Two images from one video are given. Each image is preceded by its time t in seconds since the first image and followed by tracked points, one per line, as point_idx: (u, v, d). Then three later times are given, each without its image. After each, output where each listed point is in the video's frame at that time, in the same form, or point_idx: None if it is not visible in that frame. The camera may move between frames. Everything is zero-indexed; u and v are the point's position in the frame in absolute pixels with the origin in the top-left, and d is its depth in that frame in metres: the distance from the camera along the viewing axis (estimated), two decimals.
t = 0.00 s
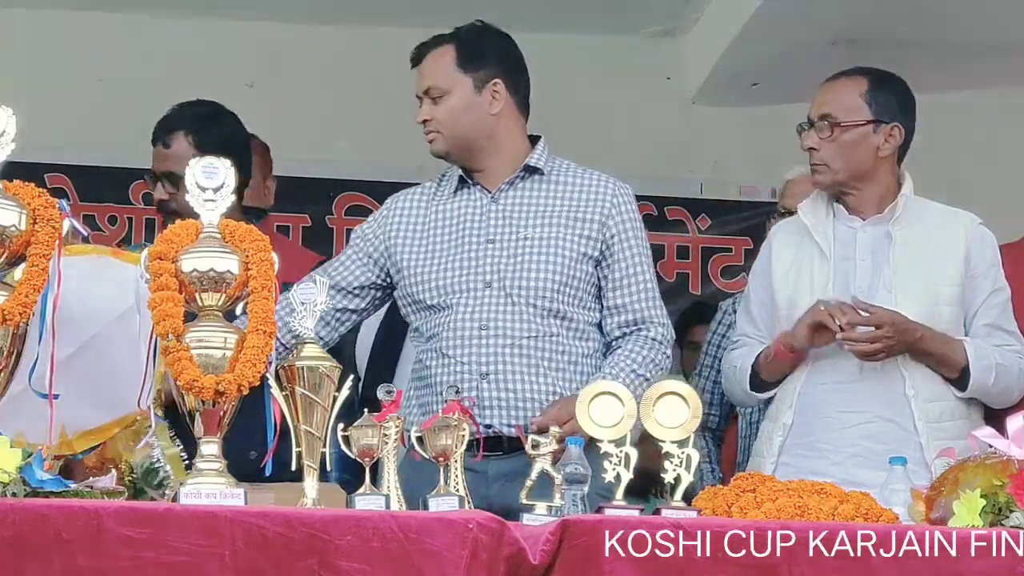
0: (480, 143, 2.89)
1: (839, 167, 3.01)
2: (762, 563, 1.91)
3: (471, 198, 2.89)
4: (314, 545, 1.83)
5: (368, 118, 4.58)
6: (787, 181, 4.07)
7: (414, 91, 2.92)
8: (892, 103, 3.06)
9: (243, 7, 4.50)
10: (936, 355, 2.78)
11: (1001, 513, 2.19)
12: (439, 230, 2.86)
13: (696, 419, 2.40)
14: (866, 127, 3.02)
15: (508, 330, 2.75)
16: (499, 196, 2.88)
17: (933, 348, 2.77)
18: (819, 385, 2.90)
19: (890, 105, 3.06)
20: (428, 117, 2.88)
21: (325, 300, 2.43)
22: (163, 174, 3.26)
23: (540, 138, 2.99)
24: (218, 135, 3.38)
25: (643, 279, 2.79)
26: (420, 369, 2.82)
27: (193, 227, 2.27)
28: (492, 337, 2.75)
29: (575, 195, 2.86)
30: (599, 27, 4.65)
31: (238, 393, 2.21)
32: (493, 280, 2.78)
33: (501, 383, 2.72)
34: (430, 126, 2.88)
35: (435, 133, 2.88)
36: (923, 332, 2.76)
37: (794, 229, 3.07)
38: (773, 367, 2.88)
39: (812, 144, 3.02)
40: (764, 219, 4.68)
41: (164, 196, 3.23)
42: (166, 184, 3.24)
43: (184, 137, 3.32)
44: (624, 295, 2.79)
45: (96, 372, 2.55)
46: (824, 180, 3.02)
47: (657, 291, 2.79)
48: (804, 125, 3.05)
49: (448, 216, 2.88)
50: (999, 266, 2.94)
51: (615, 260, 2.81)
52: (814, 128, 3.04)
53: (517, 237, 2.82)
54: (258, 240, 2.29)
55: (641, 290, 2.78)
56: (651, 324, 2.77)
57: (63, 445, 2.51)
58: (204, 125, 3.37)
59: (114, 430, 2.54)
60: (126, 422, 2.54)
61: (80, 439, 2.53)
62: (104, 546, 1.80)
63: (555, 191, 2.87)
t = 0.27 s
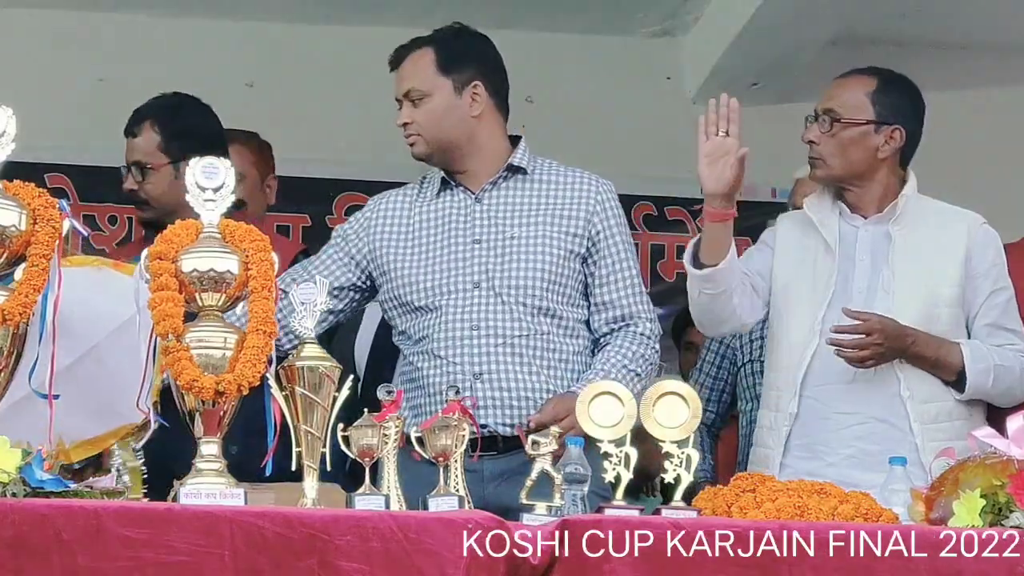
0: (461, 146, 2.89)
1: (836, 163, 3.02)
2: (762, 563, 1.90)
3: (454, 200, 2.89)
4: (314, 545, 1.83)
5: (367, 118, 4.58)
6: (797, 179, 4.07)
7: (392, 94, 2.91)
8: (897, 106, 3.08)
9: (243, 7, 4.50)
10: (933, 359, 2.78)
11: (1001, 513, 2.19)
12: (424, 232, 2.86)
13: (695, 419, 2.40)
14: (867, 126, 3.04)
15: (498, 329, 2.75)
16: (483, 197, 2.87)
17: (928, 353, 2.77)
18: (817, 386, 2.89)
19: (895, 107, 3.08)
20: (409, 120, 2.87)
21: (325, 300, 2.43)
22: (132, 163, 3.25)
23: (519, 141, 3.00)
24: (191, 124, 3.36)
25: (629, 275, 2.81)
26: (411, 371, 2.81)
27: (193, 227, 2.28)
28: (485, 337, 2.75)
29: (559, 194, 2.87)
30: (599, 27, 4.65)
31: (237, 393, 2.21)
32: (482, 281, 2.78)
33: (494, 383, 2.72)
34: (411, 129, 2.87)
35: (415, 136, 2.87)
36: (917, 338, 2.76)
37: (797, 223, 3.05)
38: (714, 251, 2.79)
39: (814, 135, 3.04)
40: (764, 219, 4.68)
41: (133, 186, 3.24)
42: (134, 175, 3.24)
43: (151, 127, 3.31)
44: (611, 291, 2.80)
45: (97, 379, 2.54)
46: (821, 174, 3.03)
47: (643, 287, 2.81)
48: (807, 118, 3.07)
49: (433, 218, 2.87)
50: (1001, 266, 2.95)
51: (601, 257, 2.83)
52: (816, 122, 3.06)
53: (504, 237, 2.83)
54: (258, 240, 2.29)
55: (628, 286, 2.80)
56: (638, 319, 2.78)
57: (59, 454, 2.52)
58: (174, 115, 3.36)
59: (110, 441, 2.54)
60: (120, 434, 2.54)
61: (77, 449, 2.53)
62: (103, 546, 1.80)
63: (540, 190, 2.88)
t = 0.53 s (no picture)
0: (452, 148, 2.89)
1: (849, 169, 3.01)
2: (762, 563, 1.90)
3: (447, 201, 2.89)
4: (315, 545, 1.84)
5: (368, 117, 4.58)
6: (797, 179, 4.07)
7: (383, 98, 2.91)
8: (902, 105, 3.07)
9: (243, 8, 4.49)
10: (934, 361, 2.79)
11: (1001, 513, 2.19)
12: (416, 234, 2.85)
13: (696, 418, 2.40)
14: (875, 128, 3.03)
15: (494, 331, 2.74)
16: (476, 198, 2.87)
17: (928, 355, 2.78)
18: (817, 385, 2.89)
19: (900, 106, 3.06)
20: (400, 123, 2.87)
21: (326, 300, 2.43)
22: (119, 163, 3.30)
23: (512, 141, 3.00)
24: (171, 116, 3.39)
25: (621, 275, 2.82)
26: (405, 373, 2.80)
27: (193, 227, 2.27)
28: (480, 338, 2.74)
29: (552, 195, 2.87)
30: (599, 27, 4.65)
31: (237, 393, 2.21)
32: (476, 282, 2.78)
33: (491, 384, 2.71)
34: (402, 131, 2.87)
35: (407, 139, 2.87)
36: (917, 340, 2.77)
37: (806, 220, 3.05)
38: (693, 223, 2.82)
39: (824, 144, 3.02)
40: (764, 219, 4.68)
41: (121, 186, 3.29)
42: (122, 174, 3.30)
43: (134, 122, 3.35)
44: (604, 292, 2.81)
45: (94, 380, 2.55)
46: (836, 184, 3.02)
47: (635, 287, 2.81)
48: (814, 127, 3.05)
49: (426, 219, 2.87)
50: (1006, 270, 2.95)
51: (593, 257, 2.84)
52: (823, 130, 3.04)
53: (498, 238, 2.82)
54: (258, 241, 2.29)
55: (620, 286, 2.81)
56: (631, 320, 2.79)
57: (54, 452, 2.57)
58: (156, 108, 3.40)
59: (106, 439, 2.60)
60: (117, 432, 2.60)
61: (73, 446, 2.58)
62: (103, 546, 1.80)
63: (533, 191, 2.88)
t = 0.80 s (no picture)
0: (451, 150, 2.89)
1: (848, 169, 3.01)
2: (761, 563, 1.91)
3: (445, 202, 2.89)
4: (315, 545, 1.84)
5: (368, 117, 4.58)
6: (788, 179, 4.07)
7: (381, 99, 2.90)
8: (900, 104, 3.07)
9: (243, 7, 4.49)
10: (935, 362, 2.79)
11: (1001, 513, 2.18)
12: (414, 236, 2.85)
13: (696, 418, 2.41)
14: (874, 128, 3.03)
15: (496, 332, 2.75)
16: (474, 200, 2.88)
17: (927, 356, 2.78)
18: (818, 386, 2.89)
19: (898, 105, 3.06)
20: (400, 124, 2.87)
21: (326, 300, 2.42)
22: (113, 159, 3.40)
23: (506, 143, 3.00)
24: (164, 117, 3.51)
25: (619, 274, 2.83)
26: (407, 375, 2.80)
27: (193, 227, 2.27)
28: (483, 340, 2.75)
29: (549, 195, 2.89)
30: (599, 27, 4.65)
31: (237, 394, 2.21)
32: (477, 283, 2.79)
33: (494, 385, 2.72)
34: (402, 132, 2.87)
35: (407, 140, 2.86)
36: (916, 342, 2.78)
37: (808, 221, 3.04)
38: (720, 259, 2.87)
39: (823, 145, 3.02)
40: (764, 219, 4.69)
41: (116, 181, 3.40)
42: (116, 169, 3.40)
43: (129, 121, 3.47)
44: (602, 291, 2.82)
45: (93, 385, 2.55)
46: (835, 182, 3.02)
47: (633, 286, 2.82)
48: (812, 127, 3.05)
49: (425, 221, 2.87)
50: (1008, 269, 2.94)
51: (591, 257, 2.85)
52: (822, 130, 3.04)
53: (497, 239, 2.83)
54: (258, 240, 2.29)
55: (619, 285, 2.82)
56: (630, 319, 2.80)
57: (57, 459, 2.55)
58: (149, 109, 3.54)
59: (107, 447, 2.57)
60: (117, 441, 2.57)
61: (73, 455, 2.56)
62: (103, 546, 1.80)
63: (530, 192, 2.89)
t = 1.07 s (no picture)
0: (465, 148, 2.89)
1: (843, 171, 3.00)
2: (761, 563, 1.91)
3: (451, 202, 2.89)
4: (316, 544, 1.84)
5: (368, 117, 4.58)
6: (786, 179, 4.07)
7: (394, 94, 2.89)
8: (893, 104, 3.05)
9: (243, 7, 4.49)
10: (934, 361, 2.76)
11: (1001, 513, 2.19)
12: (420, 236, 2.85)
13: (695, 419, 2.41)
14: (867, 130, 3.01)
15: (505, 331, 2.75)
16: (480, 200, 2.88)
17: (927, 355, 2.75)
18: (819, 387, 2.89)
19: (890, 105, 3.04)
20: (417, 118, 2.86)
21: (325, 301, 2.42)
22: (100, 154, 3.39)
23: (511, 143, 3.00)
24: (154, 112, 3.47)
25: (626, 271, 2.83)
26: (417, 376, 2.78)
27: (193, 227, 2.27)
28: (494, 339, 2.74)
29: (554, 193, 2.89)
30: (598, 27, 4.65)
31: (237, 393, 2.21)
32: (486, 283, 2.78)
33: (506, 385, 2.72)
34: (419, 126, 2.86)
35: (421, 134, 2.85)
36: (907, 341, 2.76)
37: (803, 228, 3.07)
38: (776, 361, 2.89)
39: (817, 149, 3.01)
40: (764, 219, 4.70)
41: (103, 177, 3.39)
42: (104, 165, 3.38)
43: (118, 115, 3.44)
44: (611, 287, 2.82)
45: (97, 373, 2.55)
46: (831, 184, 3.02)
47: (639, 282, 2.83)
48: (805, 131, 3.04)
49: (431, 220, 2.86)
50: (1006, 265, 2.92)
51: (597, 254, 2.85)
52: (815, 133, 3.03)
53: (505, 238, 2.83)
54: (258, 240, 2.29)
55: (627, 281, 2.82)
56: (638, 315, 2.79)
57: (67, 449, 2.53)
58: (139, 102, 3.50)
59: (118, 436, 2.56)
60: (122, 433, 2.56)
61: (85, 444, 2.54)
62: (102, 547, 1.80)
63: (536, 191, 2.89)
